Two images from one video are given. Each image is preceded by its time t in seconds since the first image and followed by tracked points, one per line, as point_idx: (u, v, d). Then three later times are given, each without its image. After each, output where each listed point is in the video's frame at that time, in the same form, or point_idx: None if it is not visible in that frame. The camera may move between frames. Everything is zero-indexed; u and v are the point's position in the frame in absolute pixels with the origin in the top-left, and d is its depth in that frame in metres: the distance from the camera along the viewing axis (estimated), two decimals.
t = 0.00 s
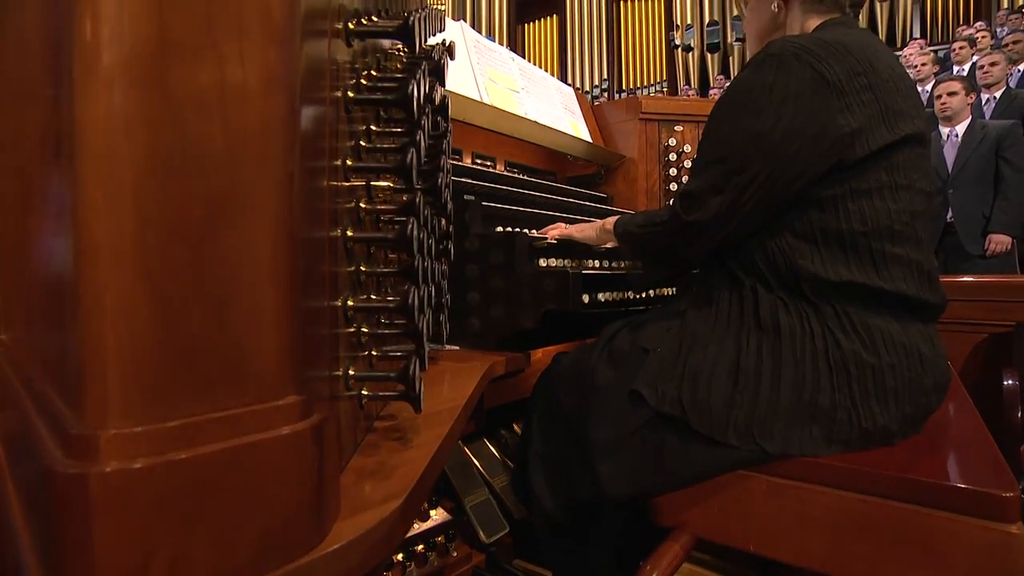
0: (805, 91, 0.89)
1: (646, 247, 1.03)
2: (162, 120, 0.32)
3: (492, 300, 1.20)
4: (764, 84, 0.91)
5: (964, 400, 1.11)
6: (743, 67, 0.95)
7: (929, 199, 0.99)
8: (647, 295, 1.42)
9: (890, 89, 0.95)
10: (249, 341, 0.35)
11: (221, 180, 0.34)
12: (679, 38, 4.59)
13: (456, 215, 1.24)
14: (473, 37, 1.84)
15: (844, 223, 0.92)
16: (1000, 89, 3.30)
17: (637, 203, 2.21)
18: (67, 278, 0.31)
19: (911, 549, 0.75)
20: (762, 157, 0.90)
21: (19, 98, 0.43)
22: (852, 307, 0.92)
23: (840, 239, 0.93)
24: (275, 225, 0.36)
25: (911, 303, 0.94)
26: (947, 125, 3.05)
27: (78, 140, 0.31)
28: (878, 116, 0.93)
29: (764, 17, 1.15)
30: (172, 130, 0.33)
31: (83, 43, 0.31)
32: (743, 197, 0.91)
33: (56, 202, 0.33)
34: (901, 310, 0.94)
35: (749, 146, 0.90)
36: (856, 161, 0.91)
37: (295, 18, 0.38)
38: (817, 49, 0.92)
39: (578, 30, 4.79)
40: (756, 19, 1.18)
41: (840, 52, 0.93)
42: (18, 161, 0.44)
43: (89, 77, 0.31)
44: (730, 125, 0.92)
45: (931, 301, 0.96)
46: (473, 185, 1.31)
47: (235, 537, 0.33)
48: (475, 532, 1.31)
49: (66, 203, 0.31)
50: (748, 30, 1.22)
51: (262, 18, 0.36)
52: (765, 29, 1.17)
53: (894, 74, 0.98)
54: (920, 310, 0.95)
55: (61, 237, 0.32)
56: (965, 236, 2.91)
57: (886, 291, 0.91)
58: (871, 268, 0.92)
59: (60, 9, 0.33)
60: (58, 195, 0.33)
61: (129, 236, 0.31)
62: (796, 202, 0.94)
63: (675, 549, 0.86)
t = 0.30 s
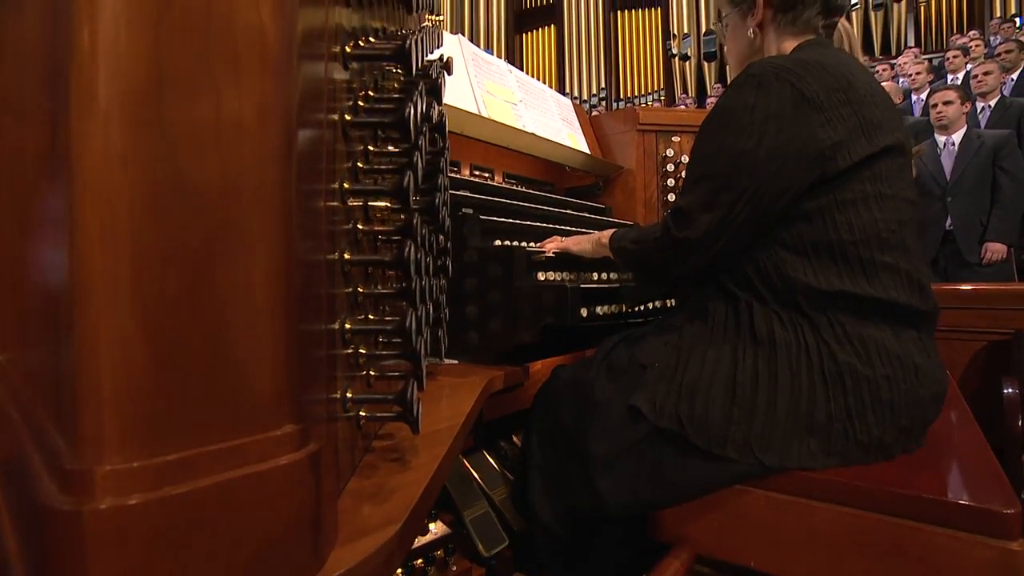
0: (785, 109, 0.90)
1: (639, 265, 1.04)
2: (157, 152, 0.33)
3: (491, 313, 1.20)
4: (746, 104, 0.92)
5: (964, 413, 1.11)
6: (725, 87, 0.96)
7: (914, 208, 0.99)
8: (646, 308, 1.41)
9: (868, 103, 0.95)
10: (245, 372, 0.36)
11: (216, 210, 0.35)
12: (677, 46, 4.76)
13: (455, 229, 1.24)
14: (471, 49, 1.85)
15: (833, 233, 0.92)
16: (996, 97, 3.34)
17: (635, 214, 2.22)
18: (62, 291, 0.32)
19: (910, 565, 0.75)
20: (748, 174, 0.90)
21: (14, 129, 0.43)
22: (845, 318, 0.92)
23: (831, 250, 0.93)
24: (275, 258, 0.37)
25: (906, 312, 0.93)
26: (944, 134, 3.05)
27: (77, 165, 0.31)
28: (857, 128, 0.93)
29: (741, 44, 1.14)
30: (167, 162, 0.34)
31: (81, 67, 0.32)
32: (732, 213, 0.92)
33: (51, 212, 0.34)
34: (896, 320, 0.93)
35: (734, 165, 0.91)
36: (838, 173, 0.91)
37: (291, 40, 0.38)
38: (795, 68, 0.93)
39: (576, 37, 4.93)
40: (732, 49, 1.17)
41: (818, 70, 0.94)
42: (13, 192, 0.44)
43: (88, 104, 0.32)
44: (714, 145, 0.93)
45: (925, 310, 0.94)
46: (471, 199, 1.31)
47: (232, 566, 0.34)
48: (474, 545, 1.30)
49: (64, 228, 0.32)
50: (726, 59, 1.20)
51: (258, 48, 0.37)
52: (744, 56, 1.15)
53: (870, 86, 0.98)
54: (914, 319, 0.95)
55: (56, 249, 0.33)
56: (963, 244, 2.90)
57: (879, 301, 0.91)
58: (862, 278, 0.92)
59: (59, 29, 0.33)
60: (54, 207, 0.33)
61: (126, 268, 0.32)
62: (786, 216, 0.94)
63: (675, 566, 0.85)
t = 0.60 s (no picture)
0: (772, 130, 0.91)
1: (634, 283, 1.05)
2: (156, 188, 0.34)
3: (490, 328, 1.20)
4: (733, 125, 0.93)
5: (965, 428, 1.10)
6: (711, 109, 0.96)
7: (904, 223, 0.99)
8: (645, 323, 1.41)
9: (853, 121, 0.96)
10: (243, 406, 0.36)
11: (214, 244, 0.36)
12: (676, 58, 4.92)
13: (453, 245, 1.24)
14: (469, 64, 1.86)
15: (824, 251, 0.93)
16: (990, 109, 3.34)
17: (633, 227, 2.22)
18: (60, 301, 0.32)
19: None
20: (739, 193, 0.91)
21: (13, 159, 0.44)
22: (841, 334, 0.92)
23: (823, 269, 0.93)
24: (276, 292, 0.38)
25: (903, 329, 0.93)
26: (940, 146, 3.07)
27: (76, 198, 0.32)
28: (843, 147, 0.94)
29: (727, 64, 1.15)
30: (165, 198, 0.34)
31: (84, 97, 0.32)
32: (723, 233, 0.92)
33: (51, 221, 0.34)
34: (893, 336, 0.93)
35: (725, 185, 0.91)
36: (825, 190, 0.92)
37: (289, 68, 0.39)
38: (778, 90, 0.94)
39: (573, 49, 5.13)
40: (719, 68, 1.18)
41: (802, 90, 0.95)
42: (12, 221, 0.45)
43: (88, 136, 0.32)
44: (703, 166, 0.93)
45: (920, 325, 0.94)
46: (471, 213, 1.31)
47: None
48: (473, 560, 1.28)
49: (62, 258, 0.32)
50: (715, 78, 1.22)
51: (259, 80, 0.38)
52: (730, 75, 1.17)
53: (853, 102, 0.99)
54: (912, 333, 0.94)
55: (56, 257, 0.33)
56: (960, 255, 2.90)
57: (874, 318, 0.91)
58: (857, 296, 0.92)
59: (60, 53, 0.34)
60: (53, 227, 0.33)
61: (122, 305, 0.33)
62: (779, 235, 0.94)
63: None
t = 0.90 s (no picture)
0: (768, 150, 0.92)
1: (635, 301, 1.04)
2: (156, 226, 0.34)
3: (489, 343, 1.20)
4: (730, 146, 0.93)
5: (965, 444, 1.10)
6: (709, 129, 0.97)
7: (901, 242, 1.00)
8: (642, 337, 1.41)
9: (849, 142, 0.97)
10: (243, 440, 0.37)
11: (215, 280, 0.37)
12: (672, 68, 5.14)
13: (453, 261, 1.24)
14: (468, 78, 1.86)
15: (823, 271, 0.93)
16: (985, 122, 3.37)
17: (632, 239, 2.23)
18: (61, 306, 0.33)
19: None
20: (737, 213, 0.91)
21: (13, 192, 0.44)
22: (840, 353, 0.92)
23: (822, 288, 0.93)
24: (277, 329, 0.39)
25: (901, 348, 0.93)
26: (936, 158, 3.08)
27: (73, 234, 0.32)
28: (840, 168, 0.94)
29: (725, 76, 1.17)
30: (165, 235, 0.35)
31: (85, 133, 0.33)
32: (721, 254, 0.92)
33: (51, 234, 0.35)
34: (891, 355, 0.93)
35: (723, 205, 0.92)
36: (822, 211, 0.93)
37: (290, 97, 0.40)
38: (776, 110, 0.95)
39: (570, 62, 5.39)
40: (717, 77, 1.20)
41: (800, 111, 0.95)
42: (13, 251, 0.45)
43: (92, 173, 0.33)
44: (702, 186, 0.94)
45: (918, 344, 0.95)
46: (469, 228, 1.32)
47: None
48: None
49: (62, 293, 0.33)
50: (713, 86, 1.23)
51: (257, 113, 0.39)
52: (728, 86, 1.18)
53: (850, 122, 1.00)
54: (909, 353, 0.94)
55: (56, 267, 0.34)
56: (957, 266, 2.91)
57: (872, 337, 0.91)
58: (855, 315, 0.92)
59: (60, 86, 0.34)
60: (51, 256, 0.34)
61: (121, 345, 0.33)
62: (776, 253, 0.95)
63: None
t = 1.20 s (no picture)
0: (765, 168, 0.92)
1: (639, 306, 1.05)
2: (157, 264, 0.36)
3: (489, 357, 1.20)
4: (729, 161, 0.94)
5: (966, 460, 1.10)
6: (709, 146, 0.98)
7: (901, 259, 1.00)
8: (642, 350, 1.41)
9: (849, 158, 0.97)
10: (242, 469, 0.39)
11: (214, 314, 0.38)
12: (671, 78, 5.28)
13: (453, 275, 1.24)
14: (468, 91, 1.87)
15: (823, 287, 0.93)
16: (981, 132, 3.39)
17: (632, 250, 2.23)
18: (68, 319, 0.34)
19: None
20: (732, 228, 0.92)
21: (15, 216, 0.44)
22: (841, 369, 0.92)
23: (822, 304, 0.93)
24: (276, 359, 0.40)
25: (900, 364, 0.93)
26: (933, 168, 3.10)
27: (77, 261, 0.33)
28: (838, 184, 0.95)
29: (734, 85, 1.17)
30: (166, 275, 0.36)
31: (87, 161, 0.34)
32: (719, 266, 0.94)
33: (54, 240, 0.35)
34: (892, 371, 0.94)
35: (717, 220, 0.93)
36: (820, 229, 0.93)
37: (292, 116, 0.40)
38: (776, 127, 0.95)
39: (570, 69, 5.49)
40: (727, 84, 1.21)
41: (800, 128, 0.96)
42: (13, 274, 0.45)
43: (93, 201, 0.34)
44: (701, 201, 0.95)
45: (918, 360, 0.95)
46: (468, 241, 1.32)
47: None
48: None
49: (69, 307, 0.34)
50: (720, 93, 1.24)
51: (258, 135, 0.39)
52: (735, 96, 1.19)
53: (851, 139, 1.00)
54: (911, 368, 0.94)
55: (57, 275, 0.35)
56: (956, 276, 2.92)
57: (873, 353, 0.91)
58: (856, 331, 0.92)
59: (67, 110, 0.35)
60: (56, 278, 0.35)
61: (125, 382, 0.35)
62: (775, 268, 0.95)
63: None
